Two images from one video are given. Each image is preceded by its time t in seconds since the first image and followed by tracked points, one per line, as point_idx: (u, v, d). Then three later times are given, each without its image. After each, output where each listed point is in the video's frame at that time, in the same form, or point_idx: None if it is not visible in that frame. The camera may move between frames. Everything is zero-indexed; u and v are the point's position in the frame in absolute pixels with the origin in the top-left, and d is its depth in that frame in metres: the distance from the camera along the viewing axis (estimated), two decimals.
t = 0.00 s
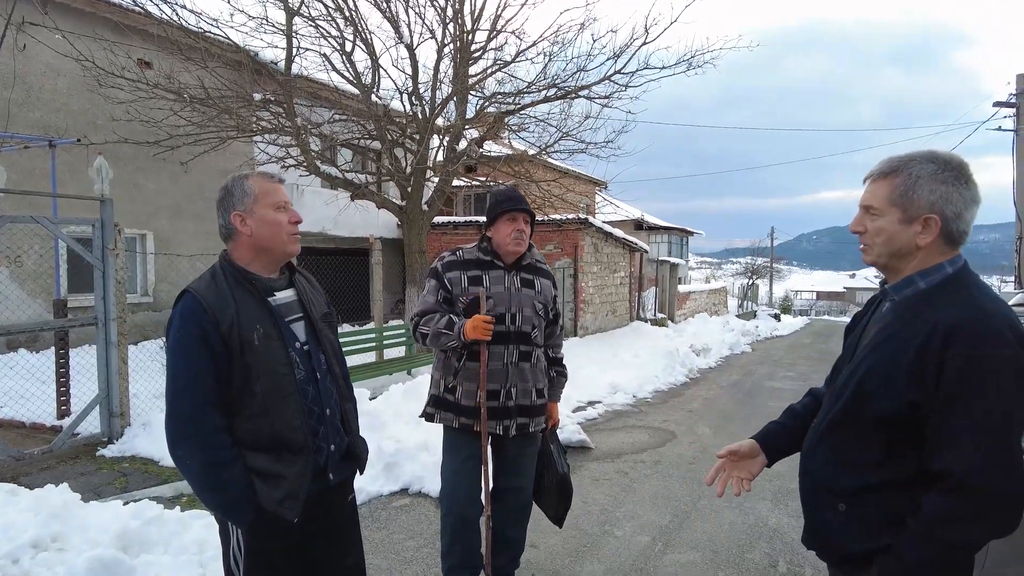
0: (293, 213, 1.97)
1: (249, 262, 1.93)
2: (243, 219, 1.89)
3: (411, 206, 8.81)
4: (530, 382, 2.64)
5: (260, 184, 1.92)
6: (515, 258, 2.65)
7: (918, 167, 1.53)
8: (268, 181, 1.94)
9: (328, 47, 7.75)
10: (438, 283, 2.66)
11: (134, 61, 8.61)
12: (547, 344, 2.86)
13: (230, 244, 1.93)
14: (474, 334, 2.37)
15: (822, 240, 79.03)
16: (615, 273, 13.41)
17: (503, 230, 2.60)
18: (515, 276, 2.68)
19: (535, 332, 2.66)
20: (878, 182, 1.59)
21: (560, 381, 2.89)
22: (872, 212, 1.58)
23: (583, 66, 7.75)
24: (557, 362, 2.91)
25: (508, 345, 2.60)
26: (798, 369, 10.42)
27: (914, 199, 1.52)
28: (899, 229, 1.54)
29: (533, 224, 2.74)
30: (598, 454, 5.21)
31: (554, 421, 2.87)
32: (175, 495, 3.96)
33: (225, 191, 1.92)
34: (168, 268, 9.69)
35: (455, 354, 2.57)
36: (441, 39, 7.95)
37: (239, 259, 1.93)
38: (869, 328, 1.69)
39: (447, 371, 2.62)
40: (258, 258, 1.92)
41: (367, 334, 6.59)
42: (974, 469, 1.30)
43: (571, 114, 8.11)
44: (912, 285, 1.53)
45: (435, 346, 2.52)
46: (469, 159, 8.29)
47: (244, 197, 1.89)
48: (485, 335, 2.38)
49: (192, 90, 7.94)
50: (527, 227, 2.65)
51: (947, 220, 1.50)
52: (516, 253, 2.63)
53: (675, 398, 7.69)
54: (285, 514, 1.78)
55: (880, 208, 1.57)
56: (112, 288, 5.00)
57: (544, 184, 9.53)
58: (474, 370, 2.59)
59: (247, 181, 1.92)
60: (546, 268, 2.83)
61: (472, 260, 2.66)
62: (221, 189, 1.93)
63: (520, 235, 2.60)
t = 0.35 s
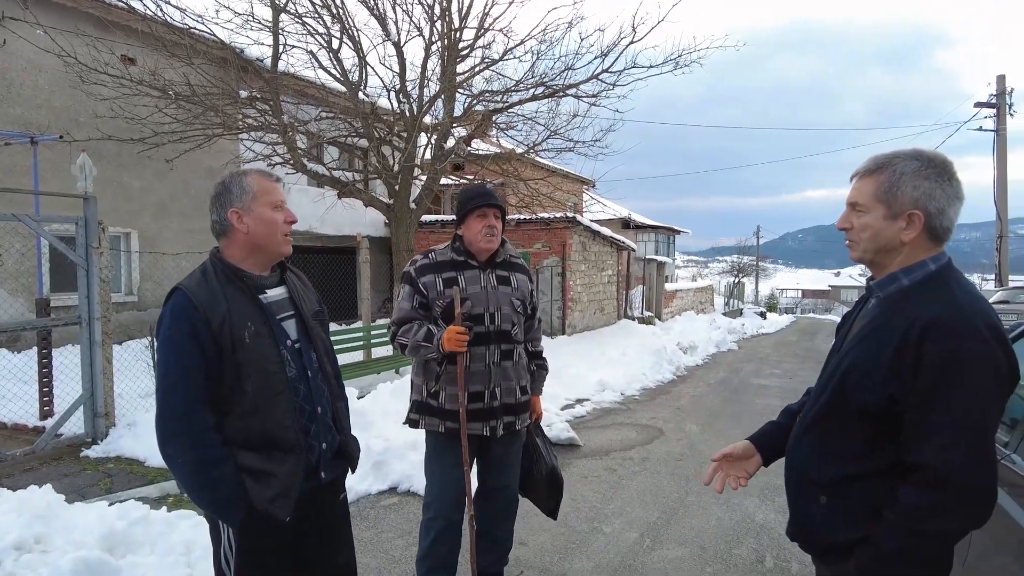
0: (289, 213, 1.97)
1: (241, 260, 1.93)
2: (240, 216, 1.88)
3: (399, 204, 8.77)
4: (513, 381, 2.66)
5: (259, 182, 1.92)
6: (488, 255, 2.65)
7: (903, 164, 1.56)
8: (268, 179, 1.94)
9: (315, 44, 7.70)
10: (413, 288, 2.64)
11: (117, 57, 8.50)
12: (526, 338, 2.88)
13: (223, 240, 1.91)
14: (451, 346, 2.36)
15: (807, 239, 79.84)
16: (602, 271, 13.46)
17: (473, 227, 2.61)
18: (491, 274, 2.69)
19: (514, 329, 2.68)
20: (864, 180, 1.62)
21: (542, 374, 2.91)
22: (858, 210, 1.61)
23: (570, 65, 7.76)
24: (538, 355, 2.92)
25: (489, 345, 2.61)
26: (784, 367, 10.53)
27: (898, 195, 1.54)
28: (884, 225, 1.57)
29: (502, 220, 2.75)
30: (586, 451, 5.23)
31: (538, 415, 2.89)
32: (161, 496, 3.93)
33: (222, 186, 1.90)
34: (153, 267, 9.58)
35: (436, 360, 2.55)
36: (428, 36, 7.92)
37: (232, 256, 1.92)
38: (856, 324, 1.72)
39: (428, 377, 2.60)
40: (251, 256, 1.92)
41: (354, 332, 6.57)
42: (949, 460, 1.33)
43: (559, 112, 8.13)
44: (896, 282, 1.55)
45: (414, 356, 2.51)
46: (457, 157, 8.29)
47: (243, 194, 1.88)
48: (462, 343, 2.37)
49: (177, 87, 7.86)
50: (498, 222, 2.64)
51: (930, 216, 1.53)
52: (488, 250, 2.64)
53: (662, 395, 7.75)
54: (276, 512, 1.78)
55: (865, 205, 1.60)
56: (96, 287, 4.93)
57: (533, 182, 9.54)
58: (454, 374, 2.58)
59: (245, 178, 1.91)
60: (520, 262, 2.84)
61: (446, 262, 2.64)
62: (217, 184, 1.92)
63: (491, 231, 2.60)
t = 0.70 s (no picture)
0: (280, 215, 1.96)
1: (231, 259, 1.91)
2: (231, 215, 1.86)
3: (387, 203, 8.74)
4: (484, 380, 2.67)
5: (251, 183, 1.90)
6: (445, 254, 2.66)
7: (886, 162, 1.58)
8: (261, 180, 1.93)
9: (302, 41, 7.65)
10: (374, 293, 2.62)
11: (101, 54, 8.39)
12: (494, 335, 2.89)
13: (212, 238, 1.89)
14: (423, 348, 2.37)
15: (794, 237, 80.54)
16: (591, 270, 13.50)
17: (426, 226, 2.63)
18: (454, 273, 2.69)
19: (482, 328, 2.68)
20: (850, 177, 1.64)
21: (513, 369, 2.93)
22: (842, 206, 1.63)
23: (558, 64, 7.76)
24: (508, 351, 2.94)
25: (457, 346, 2.61)
26: (771, 365, 10.61)
27: (881, 191, 1.56)
28: (867, 221, 1.59)
29: (458, 217, 2.76)
30: (574, 449, 5.25)
31: (512, 410, 2.90)
32: (147, 497, 3.90)
33: (215, 184, 1.89)
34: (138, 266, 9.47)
35: (404, 365, 2.54)
36: (416, 34, 7.89)
37: (222, 255, 1.91)
38: (840, 320, 1.73)
39: (397, 384, 2.59)
40: (240, 256, 1.91)
41: (342, 332, 6.55)
42: (926, 453, 1.36)
43: (547, 111, 8.13)
44: (879, 280, 1.57)
45: (382, 362, 2.51)
46: (445, 156, 8.29)
47: (235, 194, 1.86)
48: (435, 345, 2.37)
49: (163, 85, 7.79)
50: (452, 219, 2.66)
51: (911, 214, 1.55)
52: (443, 249, 2.64)
53: (650, 393, 7.79)
54: (264, 513, 1.77)
55: (850, 202, 1.61)
56: (80, 287, 4.87)
57: (521, 181, 9.55)
58: (425, 378, 2.57)
59: (238, 177, 1.90)
60: (482, 258, 2.86)
61: (406, 265, 2.64)
62: (211, 182, 1.91)
63: (443, 230, 2.61)
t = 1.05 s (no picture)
0: (251, 218, 1.88)
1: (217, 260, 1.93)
2: (204, 217, 1.86)
3: (377, 201, 8.71)
4: (467, 377, 2.68)
5: (221, 185, 1.86)
6: (422, 252, 2.66)
7: (875, 160, 1.60)
8: (232, 180, 1.87)
9: (291, 38, 7.60)
10: (351, 293, 2.61)
11: (86, 50, 8.30)
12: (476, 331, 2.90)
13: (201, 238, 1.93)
14: (403, 349, 2.36)
15: (783, 236, 81.11)
16: (581, 268, 13.54)
17: (401, 225, 2.63)
18: (433, 271, 2.69)
19: (462, 325, 2.69)
20: (839, 174, 1.65)
21: (495, 366, 2.94)
22: (831, 203, 1.65)
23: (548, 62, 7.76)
24: (489, 348, 2.96)
25: (438, 344, 2.61)
26: (760, 362, 10.69)
27: (868, 188, 1.58)
28: (854, 218, 1.60)
29: (434, 215, 2.76)
30: (565, 447, 5.27)
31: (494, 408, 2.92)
32: (134, 497, 3.87)
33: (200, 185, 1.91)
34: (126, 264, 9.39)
35: (384, 366, 2.53)
36: (406, 32, 7.87)
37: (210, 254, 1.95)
38: (826, 317, 1.75)
39: (378, 385, 2.58)
40: (218, 258, 1.90)
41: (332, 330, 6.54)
42: (905, 448, 1.38)
43: (537, 109, 8.14)
44: (865, 278, 1.58)
45: (361, 365, 2.48)
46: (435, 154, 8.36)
47: (205, 195, 1.86)
48: (415, 345, 2.37)
49: (150, 81, 7.72)
50: (427, 217, 2.66)
51: (898, 212, 1.57)
52: (420, 247, 2.64)
53: (640, 391, 7.83)
54: (246, 513, 1.76)
55: (838, 199, 1.63)
56: (65, 286, 4.82)
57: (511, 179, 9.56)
58: (406, 378, 2.57)
59: (212, 179, 1.88)
60: (460, 255, 2.87)
61: (383, 264, 2.63)
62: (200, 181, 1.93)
63: (419, 228, 2.61)
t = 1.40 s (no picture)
0: (233, 220, 1.87)
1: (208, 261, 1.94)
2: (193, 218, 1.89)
3: (370, 200, 8.70)
4: (462, 377, 2.68)
5: (208, 185, 1.88)
6: (423, 249, 2.67)
7: (855, 159, 1.63)
8: (218, 182, 1.89)
9: (283, 37, 7.57)
10: (349, 288, 2.62)
11: (76, 47, 8.24)
12: (475, 332, 2.90)
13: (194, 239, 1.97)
14: (397, 346, 2.37)
15: (775, 235, 81.54)
16: (574, 267, 13.56)
17: (404, 222, 2.63)
18: (432, 269, 2.70)
19: (460, 323, 2.69)
20: (824, 176, 1.69)
21: (493, 368, 2.95)
22: (815, 203, 1.69)
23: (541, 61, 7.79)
24: (488, 349, 2.96)
25: (434, 342, 2.62)
26: (752, 360, 10.75)
27: (848, 187, 1.61)
28: (834, 217, 1.64)
29: (438, 213, 2.76)
30: (558, 446, 5.29)
31: (491, 411, 2.91)
32: (126, 498, 3.86)
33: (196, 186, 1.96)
34: (116, 263, 9.32)
35: (379, 362, 2.54)
36: (398, 30, 7.85)
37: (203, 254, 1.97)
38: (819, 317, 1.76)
39: (373, 380, 2.58)
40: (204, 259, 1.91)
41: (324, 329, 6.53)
42: (897, 447, 1.40)
43: (530, 108, 8.16)
44: (857, 278, 1.60)
45: (355, 359, 2.49)
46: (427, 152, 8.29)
47: (194, 196, 1.89)
48: (408, 343, 2.38)
49: (140, 79, 7.67)
50: (430, 215, 2.67)
51: (876, 209, 1.58)
52: (421, 245, 2.65)
53: (633, 389, 7.86)
54: (235, 513, 1.76)
55: (821, 199, 1.67)
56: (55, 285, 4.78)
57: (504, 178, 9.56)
58: (401, 375, 2.58)
59: (202, 180, 1.90)
60: (462, 255, 2.87)
61: (382, 260, 2.63)
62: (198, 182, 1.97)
63: (422, 225, 2.62)
